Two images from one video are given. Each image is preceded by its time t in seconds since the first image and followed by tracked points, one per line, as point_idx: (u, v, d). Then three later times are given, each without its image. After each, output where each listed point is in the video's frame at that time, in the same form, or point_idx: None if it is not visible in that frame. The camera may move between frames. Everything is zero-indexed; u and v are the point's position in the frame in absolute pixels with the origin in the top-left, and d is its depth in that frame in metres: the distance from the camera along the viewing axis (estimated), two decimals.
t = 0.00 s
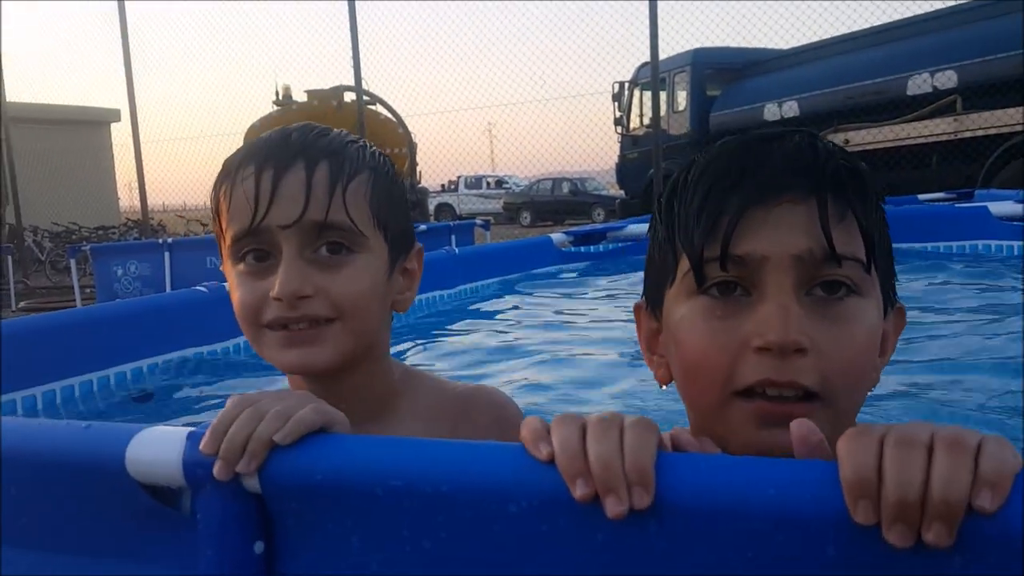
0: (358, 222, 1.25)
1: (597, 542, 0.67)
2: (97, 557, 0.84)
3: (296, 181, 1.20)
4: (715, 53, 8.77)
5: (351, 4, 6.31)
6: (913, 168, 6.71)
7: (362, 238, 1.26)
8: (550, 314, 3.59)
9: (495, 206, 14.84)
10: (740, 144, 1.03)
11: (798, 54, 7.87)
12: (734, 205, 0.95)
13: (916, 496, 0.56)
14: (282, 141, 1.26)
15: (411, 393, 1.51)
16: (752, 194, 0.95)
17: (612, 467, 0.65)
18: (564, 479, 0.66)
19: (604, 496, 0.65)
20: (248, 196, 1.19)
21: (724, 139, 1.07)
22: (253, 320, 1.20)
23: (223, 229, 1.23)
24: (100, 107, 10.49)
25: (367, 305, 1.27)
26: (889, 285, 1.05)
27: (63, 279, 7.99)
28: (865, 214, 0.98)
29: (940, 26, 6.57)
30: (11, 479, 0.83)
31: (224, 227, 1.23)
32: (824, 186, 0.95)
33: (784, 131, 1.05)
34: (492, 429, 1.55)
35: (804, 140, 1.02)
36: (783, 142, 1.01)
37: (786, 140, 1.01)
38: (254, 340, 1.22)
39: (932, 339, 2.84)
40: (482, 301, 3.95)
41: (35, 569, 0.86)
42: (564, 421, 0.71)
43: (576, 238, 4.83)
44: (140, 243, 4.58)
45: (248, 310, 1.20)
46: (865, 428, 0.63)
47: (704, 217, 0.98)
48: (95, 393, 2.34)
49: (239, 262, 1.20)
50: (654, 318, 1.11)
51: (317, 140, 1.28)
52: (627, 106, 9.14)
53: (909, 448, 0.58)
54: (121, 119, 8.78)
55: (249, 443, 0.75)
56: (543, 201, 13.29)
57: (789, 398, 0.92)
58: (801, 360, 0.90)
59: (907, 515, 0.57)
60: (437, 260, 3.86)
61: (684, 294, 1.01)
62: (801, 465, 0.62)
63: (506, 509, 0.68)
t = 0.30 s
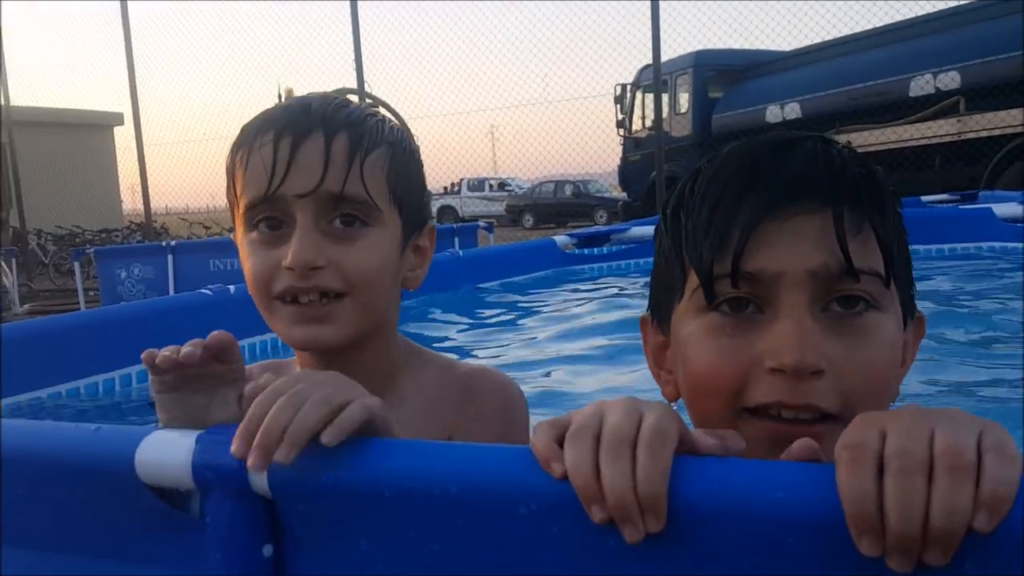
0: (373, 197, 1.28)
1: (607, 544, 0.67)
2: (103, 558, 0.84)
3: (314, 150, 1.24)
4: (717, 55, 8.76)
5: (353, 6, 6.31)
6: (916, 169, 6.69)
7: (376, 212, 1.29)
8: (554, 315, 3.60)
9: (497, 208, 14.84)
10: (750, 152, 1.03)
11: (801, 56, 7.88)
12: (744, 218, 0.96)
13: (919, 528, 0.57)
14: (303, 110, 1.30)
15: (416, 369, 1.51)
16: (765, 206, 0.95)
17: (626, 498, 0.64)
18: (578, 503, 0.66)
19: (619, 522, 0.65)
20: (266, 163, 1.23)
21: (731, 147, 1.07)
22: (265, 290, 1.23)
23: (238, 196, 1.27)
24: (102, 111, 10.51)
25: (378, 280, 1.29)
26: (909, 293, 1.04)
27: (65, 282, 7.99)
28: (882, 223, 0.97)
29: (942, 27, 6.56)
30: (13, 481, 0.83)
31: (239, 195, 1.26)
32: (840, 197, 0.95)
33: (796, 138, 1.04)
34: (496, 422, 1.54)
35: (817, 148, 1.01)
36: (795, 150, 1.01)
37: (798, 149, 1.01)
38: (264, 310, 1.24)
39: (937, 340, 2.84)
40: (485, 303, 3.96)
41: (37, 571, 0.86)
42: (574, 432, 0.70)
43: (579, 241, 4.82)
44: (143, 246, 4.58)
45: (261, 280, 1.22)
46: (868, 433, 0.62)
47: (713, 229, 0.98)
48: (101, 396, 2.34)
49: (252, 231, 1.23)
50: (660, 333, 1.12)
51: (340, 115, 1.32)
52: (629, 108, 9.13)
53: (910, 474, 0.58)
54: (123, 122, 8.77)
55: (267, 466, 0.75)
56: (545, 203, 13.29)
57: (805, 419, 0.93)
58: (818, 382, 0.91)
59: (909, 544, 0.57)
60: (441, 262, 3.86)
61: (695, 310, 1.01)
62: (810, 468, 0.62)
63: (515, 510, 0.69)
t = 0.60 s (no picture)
0: (385, 191, 1.25)
1: (638, 546, 0.66)
2: (123, 560, 0.84)
3: (326, 139, 1.20)
4: (724, 55, 8.76)
5: (360, 7, 6.31)
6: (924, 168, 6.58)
7: (387, 207, 1.25)
8: (563, 317, 3.59)
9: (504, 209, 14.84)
10: (770, 143, 1.02)
11: (808, 56, 7.87)
12: (763, 206, 0.95)
13: (958, 522, 0.56)
14: (316, 96, 1.26)
15: (414, 370, 1.48)
16: (785, 194, 0.95)
17: (658, 494, 0.64)
18: (608, 498, 0.66)
19: (649, 517, 0.64)
20: (274, 151, 1.20)
21: (751, 138, 1.06)
22: (264, 281, 1.20)
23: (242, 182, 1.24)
24: (111, 111, 10.54)
25: (385, 277, 1.26)
26: (932, 292, 1.03)
27: (72, 283, 8.00)
28: (905, 214, 0.96)
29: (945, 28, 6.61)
30: (33, 483, 0.83)
31: (244, 182, 1.24)
32: (862, 186, 0.94)
33: (816, 130, 1.04)
34: (499, 420, 1.48)
35: (838, 138, 1.01)
36: (816, 140, 1.00)
37: (818, 138, 1.01)
38: (262, 302, 1.22)
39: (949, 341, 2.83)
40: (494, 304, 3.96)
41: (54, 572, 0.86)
42: (609, 428, 0.70)
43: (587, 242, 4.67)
44: (152, 247, 4.59)
45: (261, 270, 1.20)
46: (910, 432, 0.62)
47: (732, 219, 0.97)
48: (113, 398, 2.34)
49: (255, 220, 1.21)
50: (677, 331, 1.11)
51: (356, 105, 1.28)
52: (635, 109, 9.08)
53: (951, 468, 0.57)
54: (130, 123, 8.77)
55: (302, 472, 0.73)
56: (552, 204, 13.30)
57: (828, 411, 0.89)
58: (842, 371, 0.88)
59: (948, 539, 0.56)
60: (451, 263, 3.85)
61: (713, 301, 1.00)
62: (844, 471, 0.61)
63: (543, 514, 0.68)
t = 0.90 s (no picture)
0: (367, 148, 1.11)
1: (644, 542, 0.65)
2: (117, 558, 0.82)
3: (301, 89, 1.07)
4: (725, 54, 8.75)
5: (360, 6, 6.29)
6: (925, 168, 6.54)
7: (369, 166, 1.12)
8: (564, 315, 3.58)
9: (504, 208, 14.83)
10: (777, 129, 1.00)
11: (810, 54, 7.86)
12: (771, 191, 0.94)
13: (972, 514, 0.55)
14: (287, 43, 1.13)
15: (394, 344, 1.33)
16: (793, 179, 0.93)
17: (666, 486, 0.62)
18: (613, 491, 0.64)
19: (655, 510, 0.63)
20: (244, 102, 1.07)
21: (759, 124, 1.05)
22: (235, 247, 1.07)
23: (207, 138, 1.11)
24: (111, 111, 10.52)
25: (369, 243, 1.12)
26: (939, 277, 1.02)
27: (72, 283, 7.98)
28: (913, 198, 0.94)
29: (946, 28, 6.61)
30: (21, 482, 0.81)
31: (208, 136, 1.10)
32: (869, 171, 0.92)
33: (823, 115, 1.02)
34: (487, 402, 1.31)
35: (845, 124, 0.99)
36: (822, 125, 0.99)
37: (826, 123, 0.99)
38: (232, 271, 1.09)
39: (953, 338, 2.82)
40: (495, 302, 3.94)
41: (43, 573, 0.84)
42: (614, 423, 0.68)
43: (591, 239, 4.80)
44: (153, 246, 4.58)
45: (232, 236, 1.07)
46: (923, 425, 0.61)
47: (740, 205, 0.96)
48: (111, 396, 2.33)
49: (222, 179, 1.08)
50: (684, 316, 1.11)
51: (333, 53, 1.14)
52: (636, 107, 9.08)
53: (964, 460, 0.56)
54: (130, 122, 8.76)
55: (301, 467, 0.72)
56: (553, 203, 13.29)
57: (837, 397, 0.88)
58: (852, 357, 0.87)
59: (963, 531, 0.55)
60: (452, 261, 3.83)
61: (721, 288, 0.98)
62: (856, 463, 0.59)
63: (545, 510, 0.66)
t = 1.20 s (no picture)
0: (352, 136, 1.09)
1: (638, 543, 0.65)
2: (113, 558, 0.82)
3: (281, 76, 1.04)
4: (726, 54, 8.75)
5: (361, 7, 6.29)
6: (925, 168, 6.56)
7: (355, 156, 1.09)
8: (563, 316, 3.57)
9: (505, 209, 14.83)
10: (767, 128, 1.00)
11: (811, 55, 7.86)
12: (755, 191, 0.94)
13: (966, 515, 0.54)
14: (264, 25, 1.09)
15: (390, 333, 1.30)
16: (776, 180, 0.93)
17: (659, 488, 0.62)
18: (606, 492, 0.64)
19: (648, 512, 0.63)
20: (220, 93, 1.03)
21: (754, 121, 1.05)
22: (219, 248, 1.05)
23: (184, 129, 1.08)
24: (111, 112, 10.54)
25: (356, 237, 1.10)
26: (939, 271, 1.00)
27: (73, 284, 7.98)
28: (901, 194, 0.92)
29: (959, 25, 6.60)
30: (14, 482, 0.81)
31: (184, 129, 1.07)
32: (852, 169, 0.91)
33: (814, 111, 1.02)
34: (485, 393, 1.24)
35: (834, 121, 0.98)
36: (810, 123, 0.98)
37: (815, 120, 0.99)
38: (218, 273, 1.07)
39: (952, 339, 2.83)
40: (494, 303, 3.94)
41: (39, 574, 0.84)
42: (606, 423, 0.68)
43: (590, 240, 4.71)
44: (153, 247, 4.58)
45: (215, 235, 1.05)
46: (916, 425, 0.61)
47: (725, 205, 0.96)
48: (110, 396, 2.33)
49: (201, 174, 1.05)
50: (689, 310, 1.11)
51: (314, 34, 1.11)
52: (637, 108, 9.09)
53: (958, 462, 0.56)
54: (131, 123, 8.76)
55: (294, 466, 0.72)
56: (554, 204, 13.29)
57: (815, 396, 0.88)
58: (827, 357, 0.86)
59: (957, 534, 0.55)
60: (452, 263, 3.82)
61: (710, 287, 0.99)
62: (852, 464, 0.59)
63: (540, 510, 0.66)
